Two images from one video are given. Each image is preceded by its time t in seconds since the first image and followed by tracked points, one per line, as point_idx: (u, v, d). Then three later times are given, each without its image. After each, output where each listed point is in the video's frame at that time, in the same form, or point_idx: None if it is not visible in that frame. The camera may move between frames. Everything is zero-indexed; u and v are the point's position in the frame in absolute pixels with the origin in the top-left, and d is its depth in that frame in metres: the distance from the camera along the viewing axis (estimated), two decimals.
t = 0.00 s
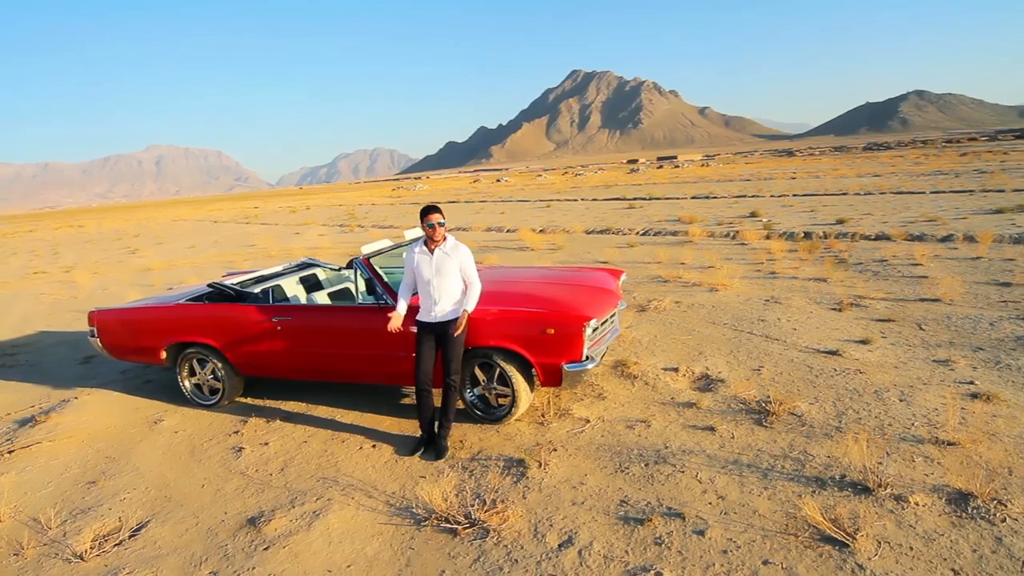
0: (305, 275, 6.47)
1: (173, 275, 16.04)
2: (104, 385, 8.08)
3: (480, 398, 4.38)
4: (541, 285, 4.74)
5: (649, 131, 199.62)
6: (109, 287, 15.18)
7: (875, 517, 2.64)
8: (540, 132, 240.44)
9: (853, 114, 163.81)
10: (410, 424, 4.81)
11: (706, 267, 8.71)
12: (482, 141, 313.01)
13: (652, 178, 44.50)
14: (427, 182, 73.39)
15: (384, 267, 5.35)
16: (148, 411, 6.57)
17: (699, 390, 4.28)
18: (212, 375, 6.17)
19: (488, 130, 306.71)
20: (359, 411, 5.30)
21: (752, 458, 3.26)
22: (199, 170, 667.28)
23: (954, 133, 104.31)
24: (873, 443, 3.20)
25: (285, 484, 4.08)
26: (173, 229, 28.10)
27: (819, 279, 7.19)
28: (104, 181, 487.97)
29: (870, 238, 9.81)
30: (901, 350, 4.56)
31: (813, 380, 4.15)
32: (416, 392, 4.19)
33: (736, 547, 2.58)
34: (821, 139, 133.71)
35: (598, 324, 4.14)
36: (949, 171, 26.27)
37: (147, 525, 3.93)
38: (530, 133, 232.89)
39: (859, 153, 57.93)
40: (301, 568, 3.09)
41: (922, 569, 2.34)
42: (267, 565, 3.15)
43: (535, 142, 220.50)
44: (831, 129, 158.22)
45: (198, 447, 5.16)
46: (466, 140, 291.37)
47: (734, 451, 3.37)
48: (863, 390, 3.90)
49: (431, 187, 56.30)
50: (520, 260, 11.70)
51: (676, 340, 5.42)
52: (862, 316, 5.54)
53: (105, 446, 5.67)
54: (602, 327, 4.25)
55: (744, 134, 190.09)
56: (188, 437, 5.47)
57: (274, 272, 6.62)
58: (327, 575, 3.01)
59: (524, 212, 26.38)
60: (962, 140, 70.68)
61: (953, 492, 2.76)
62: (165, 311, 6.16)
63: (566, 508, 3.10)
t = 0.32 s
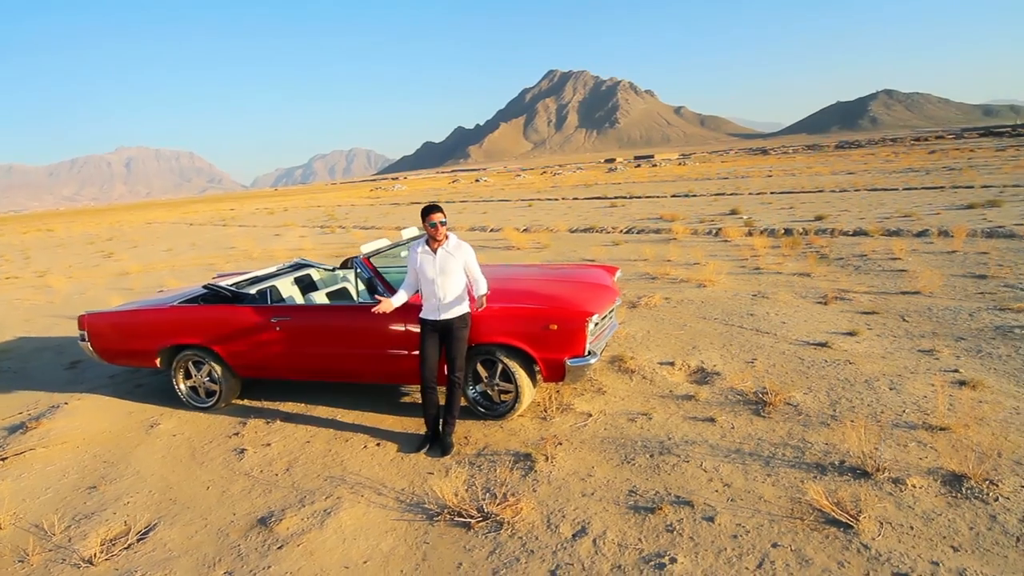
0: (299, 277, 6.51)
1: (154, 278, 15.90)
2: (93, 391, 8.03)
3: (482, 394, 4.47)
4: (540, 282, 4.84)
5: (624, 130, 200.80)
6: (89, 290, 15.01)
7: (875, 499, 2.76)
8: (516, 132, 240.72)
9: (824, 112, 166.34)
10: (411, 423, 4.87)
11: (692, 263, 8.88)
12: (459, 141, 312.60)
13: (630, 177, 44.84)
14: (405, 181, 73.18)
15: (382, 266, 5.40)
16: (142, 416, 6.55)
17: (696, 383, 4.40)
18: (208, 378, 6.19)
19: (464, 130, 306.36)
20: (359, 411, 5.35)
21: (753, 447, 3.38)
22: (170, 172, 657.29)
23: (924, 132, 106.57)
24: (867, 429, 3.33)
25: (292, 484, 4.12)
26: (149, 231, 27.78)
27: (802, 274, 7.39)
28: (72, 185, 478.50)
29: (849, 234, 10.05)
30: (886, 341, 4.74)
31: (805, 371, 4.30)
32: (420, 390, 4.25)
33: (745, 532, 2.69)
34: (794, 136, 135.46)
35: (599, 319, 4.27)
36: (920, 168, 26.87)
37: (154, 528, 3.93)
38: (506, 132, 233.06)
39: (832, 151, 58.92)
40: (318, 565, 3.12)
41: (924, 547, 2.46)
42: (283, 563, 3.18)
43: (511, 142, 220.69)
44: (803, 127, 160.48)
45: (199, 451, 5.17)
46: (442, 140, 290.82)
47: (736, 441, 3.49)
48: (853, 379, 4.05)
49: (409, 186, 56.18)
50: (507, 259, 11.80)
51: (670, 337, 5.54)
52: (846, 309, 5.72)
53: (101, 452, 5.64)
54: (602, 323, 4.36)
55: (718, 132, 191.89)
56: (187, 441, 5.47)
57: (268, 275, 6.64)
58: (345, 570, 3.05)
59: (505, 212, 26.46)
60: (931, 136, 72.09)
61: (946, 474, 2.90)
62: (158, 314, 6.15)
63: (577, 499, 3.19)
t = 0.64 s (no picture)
0: (295, 278, 6.56)
1: (138, 283, 15.72)
2: (84, 400, 7.97)
3: (488, 392, 4.51)
4: (543, 279, 4.92)
5: (603, 128, 201.53)
6: (71, 296, 14.82)
7: (882, 483, 2.87)
8: (495, 131, 240.85)
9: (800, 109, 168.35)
10: (416, 422, 4.92)
11: (682, 260, 9.01)
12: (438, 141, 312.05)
13: (612, 175, 45.07)
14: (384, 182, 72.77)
15: (382, 266, 5.49)
16: (138, 422, 6.50)
17: (698, 377, 4.51)
18: (206, 382, 6.19)
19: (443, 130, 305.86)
20: (363, 412, 5.39)
21: (759, 437, 3.48)
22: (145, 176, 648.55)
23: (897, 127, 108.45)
24: (869, 416, 3.44)
25: (302, 485, 4.14)
26: (127, 236, 27.41)
27: (792, 268, 7.54)
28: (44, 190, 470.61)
29: (834, 228, 10.24)
30: (880, 331, 4.87)
31: (803, 361, 4.41)
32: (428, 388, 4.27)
33: (760, 517, 2.78)
34: (771, 132, 136.87)
35: (603, 314, 4.36)
36: (898, 163, 27.29)
37: (166, 533, 3.88)
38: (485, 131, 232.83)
39: (809, 146, 59.70)
40: (338, 563, 3.14)
41: (931, 526, 2.56)
42: (303, 563, 3.18)
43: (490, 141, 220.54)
44: (779, 123, 162.16)
45: (202, 455, 5.16)
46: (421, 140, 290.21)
47: (742, 431, 3.59)
48: (851, 368, 4.17)
49: (390, 187, 55.95)
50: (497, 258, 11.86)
51: (668, 333, 5.66)
52: (838, 301, 5.86)
53: (101, 459, 5.59)
54: (606, 317, 4.44)
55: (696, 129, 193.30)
56: (189, 446, 5.46)
57: (263, 279, 6.69)
58: (366, 567, 3.07)
59: (489, 211, 26.50)
60: (905, 131, 73.21)
61: (947, 456, 3.01)
62: (154, 319, 6.14)
63: (592, 491, 3.26)
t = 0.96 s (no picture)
0: (298, 279, 6.56)
1: (130, 288, 15.65)
2: (85, 406, 7.96)
3: (500, 388, 4.58)
4: (550, 275, 5.00)
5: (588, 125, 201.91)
6: (64, 302, 14.74)
7: (897, 467, 2.96)
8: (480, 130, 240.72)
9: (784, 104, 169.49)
10: (428, 421, 4.98)
11: (679, 256, 9.13)
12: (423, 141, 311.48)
13: (601, 172, 45.21)
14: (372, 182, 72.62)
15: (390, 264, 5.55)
16: (143, 426, 6.49)
17: (706, 370, 4.63)
18: (212, 385, 6.20)
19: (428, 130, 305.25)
20: (373, 412, 5.44)
21: (773, 426, 3.57)
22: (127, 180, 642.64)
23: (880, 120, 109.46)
24: (879, 403, 3.53)
25: (320, 485, 4.17)
26: (114, 240, 27.21)
27: (790, 262, 7.66)
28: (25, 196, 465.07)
29: (828, 221, 10.39)
30: (882, 321, 4.98)
31: (809, 353, 4.52)
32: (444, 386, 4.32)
33: (780, 503, 2.86)
34: (756, 128, 137.74)
35: (613, 308, 4.45)
36: (886, 156, 27.56)
37: (186, 534, 3.88)
38: (471, 130, 232.59)
39: (795, 141, 60.13)
40: (365, 558, 3.18)
41: (947, 507, 2.65)
42: (330, 559, 3.21)
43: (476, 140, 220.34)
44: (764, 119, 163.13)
45: (214, 458, 5.17)
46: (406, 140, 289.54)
47: (755, 421, 3.67)
48: (857, 358, 4.27)
49: (377, 188, 55.81)
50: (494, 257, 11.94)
51: (672, 328, 5.77)
52: (839, 293, 5.97)
53: (109, 464, 5.57)
54: (616, 311, 4.53)
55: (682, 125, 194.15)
56: (199, 449, 5.46)
57: (265, 280, 6.72)
58: (394, 562, 3.11)
59: (481, 210, 26.55)
60: (889, 124, 73.95)
61: (957, 440, 3.11)
62: (157, 322, 6.14)
63: (612, 483, 3.34)
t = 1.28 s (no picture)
0: (306, 278, 6.63)
1: (128, 291, 15.64)
2: (93, 409, 7.99)
3: (516, 382, 4.65)
4: (563, 269, 5.09)
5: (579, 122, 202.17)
6: (63, 306, 14.72)
7: (914, 450, 3.05)
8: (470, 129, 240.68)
9: (774, 100, 170.31)
10: (445, 417, 5.06)
11: (681, 251, 9.25)
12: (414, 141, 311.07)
13: (594, 169, 45.35)
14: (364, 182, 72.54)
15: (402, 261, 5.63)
16: (155, 427, 6.52)
17: (718, 362, 4.75)
18: (225, 385, 6.24)
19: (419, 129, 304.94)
20: (388, 409, 5.52)
21: (790, 414, 3.67)
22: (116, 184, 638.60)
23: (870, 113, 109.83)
24: (892, 389, 3.63)
25: (343, 481, 4.24)
26: (108, 243, 27.13)
27: (792, 256, 7.78)
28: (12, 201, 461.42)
29: (826, 215, 10.52)
30: (888, 312, 5.09)
31: (819, 343, 4.63)
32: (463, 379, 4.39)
33: (803, 487, 2.94)
34: (746, 123, 138.26)
35: (628, 302, 4.55)
36: (880, 150, 27.74)
37: (213, 531, 3.93)
38: (461, 129, 232.38)
39: (787, 136, 60.43)
40: (397, 549, 3.24)
41: (966, 487, 2.74)
42: (362, 552, 3.27)
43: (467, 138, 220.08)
44: (753, 114, 163.76)
45: (231, 457, 5.22)
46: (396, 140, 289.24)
47: (771, 410, 3.77)
48: (867, 347, 4.37)
49: (370, 187, 55.75)
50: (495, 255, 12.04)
51: (681, 321, 5.89)
52: (843, 285, 6.09)
53: (125, 465, 5.60)
54: (630, 304, 4.63)
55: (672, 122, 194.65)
56: (215, 449, 5.51)
57: (272, 280, 6.76)
58: (427, 552, 3.18)
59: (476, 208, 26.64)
60: (879, 118, 74.42)
61: (971, 423, 3.21)
62: (168, 323, 6.17)
63: (636, 471, 3.43)
